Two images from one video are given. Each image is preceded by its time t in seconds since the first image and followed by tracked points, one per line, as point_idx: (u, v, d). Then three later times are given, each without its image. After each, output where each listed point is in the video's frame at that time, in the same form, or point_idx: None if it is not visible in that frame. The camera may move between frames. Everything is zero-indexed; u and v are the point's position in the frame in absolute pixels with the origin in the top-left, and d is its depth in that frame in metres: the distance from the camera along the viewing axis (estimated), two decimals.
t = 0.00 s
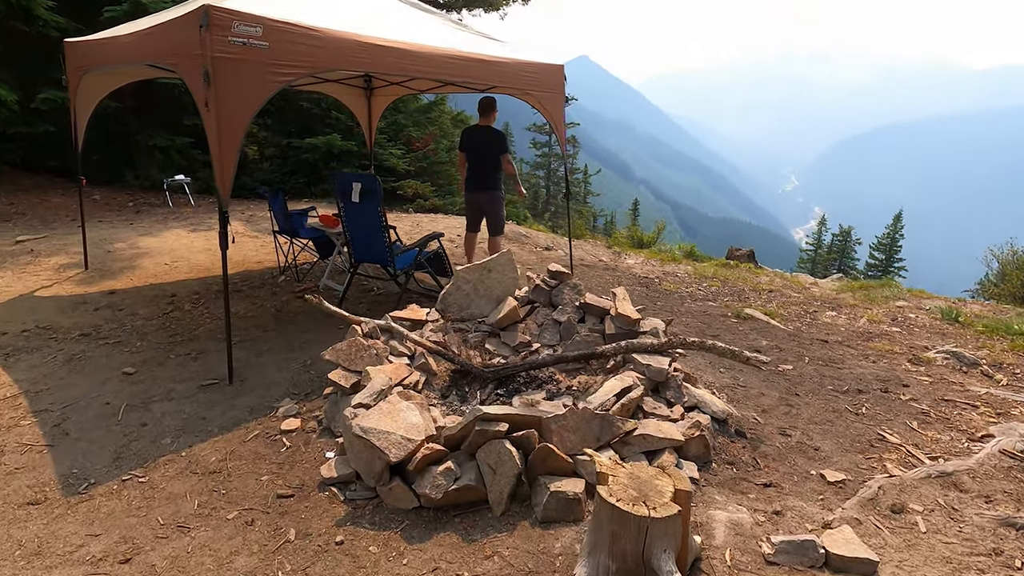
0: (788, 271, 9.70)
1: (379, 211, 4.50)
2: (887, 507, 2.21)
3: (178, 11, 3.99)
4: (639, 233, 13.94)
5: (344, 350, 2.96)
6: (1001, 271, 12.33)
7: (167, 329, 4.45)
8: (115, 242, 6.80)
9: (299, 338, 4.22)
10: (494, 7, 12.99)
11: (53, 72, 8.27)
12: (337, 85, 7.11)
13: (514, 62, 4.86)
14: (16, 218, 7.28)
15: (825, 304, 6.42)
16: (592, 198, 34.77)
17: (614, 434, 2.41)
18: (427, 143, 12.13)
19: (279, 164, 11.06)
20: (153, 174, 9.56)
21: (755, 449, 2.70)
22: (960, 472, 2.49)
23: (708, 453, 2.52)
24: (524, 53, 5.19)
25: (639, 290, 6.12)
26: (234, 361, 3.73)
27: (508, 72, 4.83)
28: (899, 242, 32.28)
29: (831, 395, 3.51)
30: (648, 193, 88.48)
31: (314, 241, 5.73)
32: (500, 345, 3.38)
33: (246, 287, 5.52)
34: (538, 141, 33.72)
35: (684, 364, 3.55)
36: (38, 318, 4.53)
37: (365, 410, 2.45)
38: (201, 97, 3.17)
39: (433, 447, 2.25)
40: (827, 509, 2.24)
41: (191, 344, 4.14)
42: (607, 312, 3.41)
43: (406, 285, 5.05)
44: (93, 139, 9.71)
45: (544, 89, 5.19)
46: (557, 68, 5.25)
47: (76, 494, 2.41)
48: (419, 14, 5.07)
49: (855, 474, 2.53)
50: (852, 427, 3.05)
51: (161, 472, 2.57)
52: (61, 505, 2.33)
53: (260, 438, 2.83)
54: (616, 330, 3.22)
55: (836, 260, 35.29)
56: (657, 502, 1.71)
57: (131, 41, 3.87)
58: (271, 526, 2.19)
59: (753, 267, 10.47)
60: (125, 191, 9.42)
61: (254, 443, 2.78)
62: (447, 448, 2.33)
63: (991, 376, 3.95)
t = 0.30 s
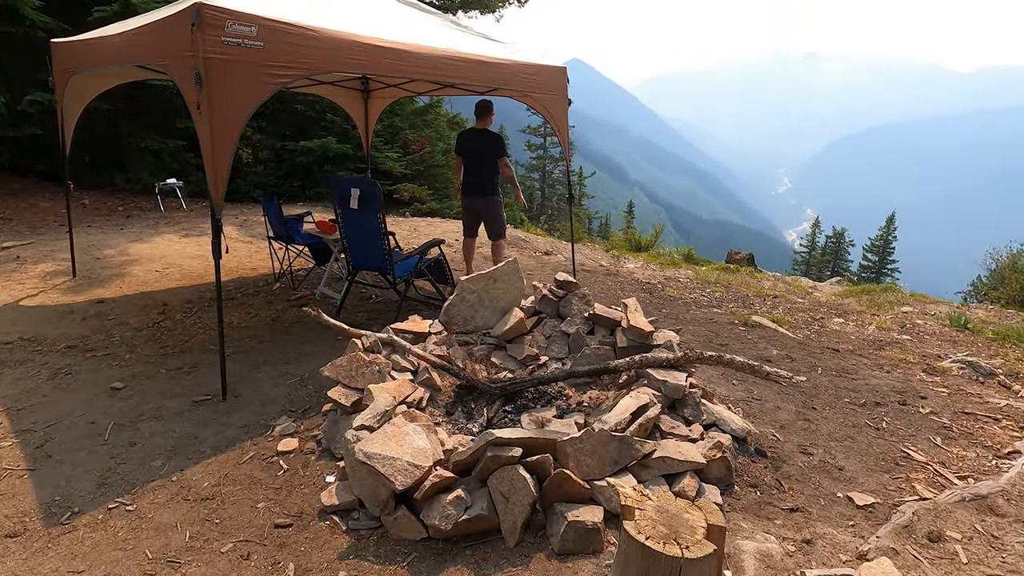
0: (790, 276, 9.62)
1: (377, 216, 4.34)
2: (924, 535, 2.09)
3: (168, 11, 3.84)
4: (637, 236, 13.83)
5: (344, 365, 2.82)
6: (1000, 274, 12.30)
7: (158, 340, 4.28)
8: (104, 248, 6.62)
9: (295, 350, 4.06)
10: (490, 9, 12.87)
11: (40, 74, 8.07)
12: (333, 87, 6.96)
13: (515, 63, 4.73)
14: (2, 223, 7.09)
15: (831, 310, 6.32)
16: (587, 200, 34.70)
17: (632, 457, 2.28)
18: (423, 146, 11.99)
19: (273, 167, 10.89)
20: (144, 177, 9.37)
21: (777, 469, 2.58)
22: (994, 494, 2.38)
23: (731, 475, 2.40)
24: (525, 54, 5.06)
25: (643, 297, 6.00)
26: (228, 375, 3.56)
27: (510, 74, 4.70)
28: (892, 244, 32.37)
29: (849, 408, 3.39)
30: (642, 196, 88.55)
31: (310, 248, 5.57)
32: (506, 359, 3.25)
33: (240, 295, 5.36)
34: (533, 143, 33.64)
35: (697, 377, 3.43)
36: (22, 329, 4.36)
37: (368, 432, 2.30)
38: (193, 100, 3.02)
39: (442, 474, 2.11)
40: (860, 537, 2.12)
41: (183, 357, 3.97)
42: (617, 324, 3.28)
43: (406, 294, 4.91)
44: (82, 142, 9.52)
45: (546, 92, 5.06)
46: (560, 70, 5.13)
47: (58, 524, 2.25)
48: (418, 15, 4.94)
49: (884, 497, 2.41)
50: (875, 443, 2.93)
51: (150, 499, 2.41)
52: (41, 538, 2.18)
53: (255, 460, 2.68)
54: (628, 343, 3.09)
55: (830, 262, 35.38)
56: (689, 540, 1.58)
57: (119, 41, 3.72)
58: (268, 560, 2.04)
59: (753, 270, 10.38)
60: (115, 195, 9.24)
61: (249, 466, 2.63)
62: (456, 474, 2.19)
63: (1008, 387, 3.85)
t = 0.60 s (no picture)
0: (787, 277, 9.61)
1: (378, 221, 4.24)
2: (951, 547, 2.05)
3: (163, 13, 3.75)
4: (633, 238, 13.80)
5: (349, 377, 2.74)
6: (992, 273, 12.38)
7: (154, 350, 4.18)
8: (96, 255, 6.50)
9: (296, 359, 3.97)
10: (483, 12, 12.81)
11: (29, 77, 7.92)
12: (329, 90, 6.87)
13: (516, 65, 4.67)
14: None
15: (833, 312, 6.30)
16: (580, 202, 34.72)
17: (651, 469, 2.22)
18: (418, 149, 11.91)
19: (267, 171, 10.77)
20: (135, 182, 9.23)
21: (795, 479, 2.53)
22: (1015, 501, 2.34)
23: (750, 486, 2.34)
24: (525, 56, 5.00)
25: (645, 300, 5.95)
26: (227, 387, 3.47)
27: (511, 77, 4.64)
28: (883, 243, 32.60)
29: (861, 413, 3.35)
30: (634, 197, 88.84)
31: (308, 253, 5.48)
32: (514, 367, 3.19)
33: (237, 301, 5.26)
34: (526, 145, 33.60)
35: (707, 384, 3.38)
36: (13, 339, 4.25)
37: (378, 448, 2.23)
38: (191, 104, 2.93)
39: (456, 491, 2.04)
40: (886, 549, 2.07)
41: (180, 367, 3.88)
42: (626, 330, 3.23)
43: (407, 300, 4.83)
44: (72, 146, 9.36)
45: (547, 94, 5.00)
46: (560, 72, 5.07)
47: (55, 548, 2.16)
48: (417, 16, 4.87)
49: (906, 507, 2.36)
50: (890, 450, 2.89)
51: (151, 519, 2.32)
52: (37, 563, 2.09)
53: (259, 476, 2.60)
54: (639, 350, 3.04)
55: (821, 262, 35.58)
56: (721, 562, 1.52)
57: (112, 43, 3.62)
58: None
59: (750, 272, 10.38)
60: (106, 201, 9.09)
61: (253, 482, 2.55)
62: (470, 490, 2.12)
63: (1017, 390, 3.83)
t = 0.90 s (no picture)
0: (783, 277, 9.63)
1: (380, 226, 4.16)
2: (980, 558, 2.02)
3: (157, 15, 3.65)
4: (627, 239, 13.78)
5: (358, 390, 2.67)
6: (982, 270, 12.47)
7: (150, 361, 4.07)
8: (86, 262, 6.35)
9: (297, 368, 3.88)
10: (474, 13, 12.74)
11: (13, 80, 7.75)
12: (323, 92, 6.77)
13: (518, 67, 4.58)
14: None
15: (834, 312, 6.29)
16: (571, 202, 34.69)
17: (673, 482, 2.17)
18: (412, 151, 11.80)
19: (259, 174, 10.62)
20: (124, 187, 9.06)
21: (816, 487, 2.48)
22: None
23: (773, 497, 2.30)
24: (526, 58, 4.92)
25: (646, 303, 5.91)
26: (228, 399, 3.38)
27: (514, 78, 4.57)
28: (871, 241, 32.89)
29: (873, 417, 3.32)
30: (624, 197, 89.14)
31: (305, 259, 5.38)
32: (524, 375, 3.12)
33: (233, 309, 5.16)
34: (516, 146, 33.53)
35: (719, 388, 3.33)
36: (2, 351, 4.12)
37: (392, 464, 2.16)
38: (189, 109, 2.84)
39: (476, 509, 1.97)
40: (915, 561, 2.03)
41: (178, 378, 3.77)
42: (638, 337, 3.17)
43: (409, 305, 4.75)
44: (58, 151, 9.17)
45: (549, 96, 4.93)
46: (561, 73, 5.00)
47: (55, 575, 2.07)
48: (416, 16, 4.78)
49: (929, 514, 2.33)
50: (907, 455, 2.86)
51: (155, 541, 2.24)
52: None
53: (266, 492, 2.51)
54: (652, 356, 2.98)
55: (810, 260, 35.81)
56: None
57: (104, 46, 3.51)
58: None
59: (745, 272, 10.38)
60: (94, 206, 8.91)
61: (261, 499, 2.47)
62: (490, 507, 2.05)
63: None
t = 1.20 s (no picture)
0: (782, 277, 9.60)
1: (384, 229, 4.04)
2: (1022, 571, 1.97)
3: (153, 13, 3.53)
4: (623, 239, 13.71)
5: (371, 403, 2.58)
6: (975, 268, 12.54)
7: (147, 371, 3.94)
8: (77, 269, 6.19)
9: (301, 377, 3.76)
10: (468, 13, 12.64)
11: None
12: (318, 93, 6.64)
13: (523, 66, 4.46)
14: None
15: (838, 313, 6.26)
16: (563, 202, 34.64)
17: (705, 496, 2.09)
18: (407, 153, 11.67)
19: (252, 177, 10.47)
20: (114, 191, 8.88)
21: (845, 497, 2.42)
22: None
23: (805, 509, 2.23)
24: (531, 57, 4.80)
25: (651, 306, 5.84)
26: (231, 411, 3.27)
27: (522, 78, 4.44)
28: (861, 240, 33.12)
29: (892, 421, 3.26)
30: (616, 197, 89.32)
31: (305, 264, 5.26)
32: (537, 384, 3.04)
33: (231, 315, 5.03)
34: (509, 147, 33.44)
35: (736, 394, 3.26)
36: None
37: (412, 481, 2.06)
38: (191, 111, 2.73)
39: (503, 528, 1.88)
40: None
41: (178, 389, 3.65)
42: (654, 343, 3.10)
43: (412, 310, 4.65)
44: (46, 154, 8.97)
45: (555, 96, 4.82)
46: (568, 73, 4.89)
47: None
48: (419, 15, 4.66)
49: (963, 525, 2.27)
50: (932, 461, 2.80)
51: (160, 565, 2.13)
52: None
53: (276, 510, 2.41)
54: (671, 363, 2.91)
55: (801, 259, 36.00)
56: None
57: (99, 45, 3.38)
58: None
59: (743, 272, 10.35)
60: (84, 211, 8.73)
61: (270, 518, 2.36)
62: (516, 525, 1.96)
63: None
